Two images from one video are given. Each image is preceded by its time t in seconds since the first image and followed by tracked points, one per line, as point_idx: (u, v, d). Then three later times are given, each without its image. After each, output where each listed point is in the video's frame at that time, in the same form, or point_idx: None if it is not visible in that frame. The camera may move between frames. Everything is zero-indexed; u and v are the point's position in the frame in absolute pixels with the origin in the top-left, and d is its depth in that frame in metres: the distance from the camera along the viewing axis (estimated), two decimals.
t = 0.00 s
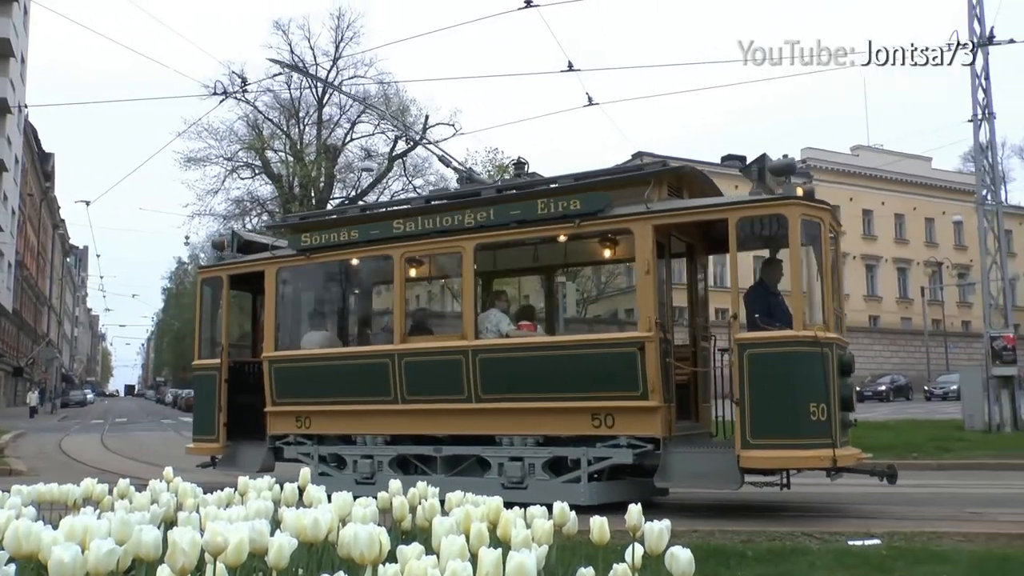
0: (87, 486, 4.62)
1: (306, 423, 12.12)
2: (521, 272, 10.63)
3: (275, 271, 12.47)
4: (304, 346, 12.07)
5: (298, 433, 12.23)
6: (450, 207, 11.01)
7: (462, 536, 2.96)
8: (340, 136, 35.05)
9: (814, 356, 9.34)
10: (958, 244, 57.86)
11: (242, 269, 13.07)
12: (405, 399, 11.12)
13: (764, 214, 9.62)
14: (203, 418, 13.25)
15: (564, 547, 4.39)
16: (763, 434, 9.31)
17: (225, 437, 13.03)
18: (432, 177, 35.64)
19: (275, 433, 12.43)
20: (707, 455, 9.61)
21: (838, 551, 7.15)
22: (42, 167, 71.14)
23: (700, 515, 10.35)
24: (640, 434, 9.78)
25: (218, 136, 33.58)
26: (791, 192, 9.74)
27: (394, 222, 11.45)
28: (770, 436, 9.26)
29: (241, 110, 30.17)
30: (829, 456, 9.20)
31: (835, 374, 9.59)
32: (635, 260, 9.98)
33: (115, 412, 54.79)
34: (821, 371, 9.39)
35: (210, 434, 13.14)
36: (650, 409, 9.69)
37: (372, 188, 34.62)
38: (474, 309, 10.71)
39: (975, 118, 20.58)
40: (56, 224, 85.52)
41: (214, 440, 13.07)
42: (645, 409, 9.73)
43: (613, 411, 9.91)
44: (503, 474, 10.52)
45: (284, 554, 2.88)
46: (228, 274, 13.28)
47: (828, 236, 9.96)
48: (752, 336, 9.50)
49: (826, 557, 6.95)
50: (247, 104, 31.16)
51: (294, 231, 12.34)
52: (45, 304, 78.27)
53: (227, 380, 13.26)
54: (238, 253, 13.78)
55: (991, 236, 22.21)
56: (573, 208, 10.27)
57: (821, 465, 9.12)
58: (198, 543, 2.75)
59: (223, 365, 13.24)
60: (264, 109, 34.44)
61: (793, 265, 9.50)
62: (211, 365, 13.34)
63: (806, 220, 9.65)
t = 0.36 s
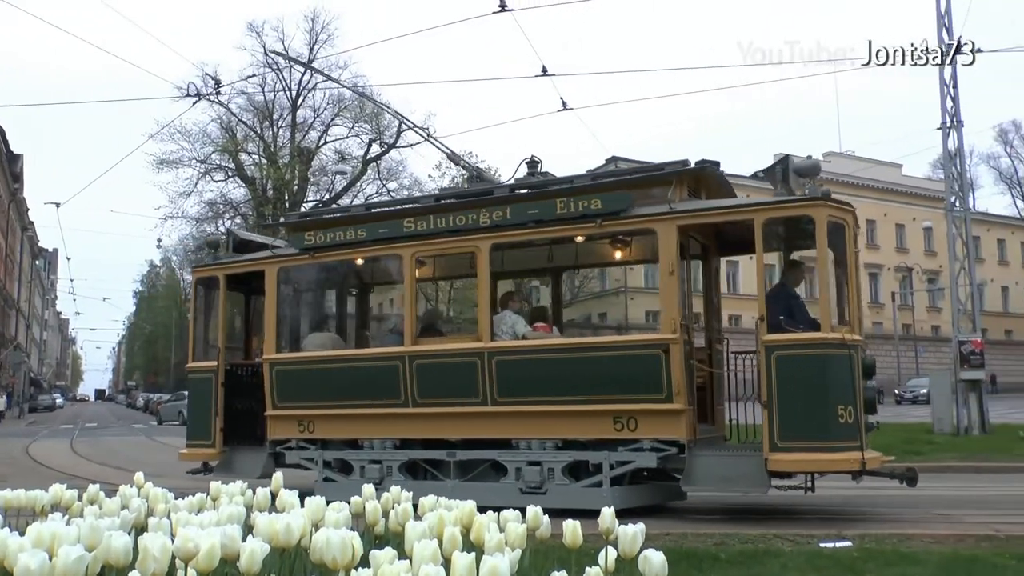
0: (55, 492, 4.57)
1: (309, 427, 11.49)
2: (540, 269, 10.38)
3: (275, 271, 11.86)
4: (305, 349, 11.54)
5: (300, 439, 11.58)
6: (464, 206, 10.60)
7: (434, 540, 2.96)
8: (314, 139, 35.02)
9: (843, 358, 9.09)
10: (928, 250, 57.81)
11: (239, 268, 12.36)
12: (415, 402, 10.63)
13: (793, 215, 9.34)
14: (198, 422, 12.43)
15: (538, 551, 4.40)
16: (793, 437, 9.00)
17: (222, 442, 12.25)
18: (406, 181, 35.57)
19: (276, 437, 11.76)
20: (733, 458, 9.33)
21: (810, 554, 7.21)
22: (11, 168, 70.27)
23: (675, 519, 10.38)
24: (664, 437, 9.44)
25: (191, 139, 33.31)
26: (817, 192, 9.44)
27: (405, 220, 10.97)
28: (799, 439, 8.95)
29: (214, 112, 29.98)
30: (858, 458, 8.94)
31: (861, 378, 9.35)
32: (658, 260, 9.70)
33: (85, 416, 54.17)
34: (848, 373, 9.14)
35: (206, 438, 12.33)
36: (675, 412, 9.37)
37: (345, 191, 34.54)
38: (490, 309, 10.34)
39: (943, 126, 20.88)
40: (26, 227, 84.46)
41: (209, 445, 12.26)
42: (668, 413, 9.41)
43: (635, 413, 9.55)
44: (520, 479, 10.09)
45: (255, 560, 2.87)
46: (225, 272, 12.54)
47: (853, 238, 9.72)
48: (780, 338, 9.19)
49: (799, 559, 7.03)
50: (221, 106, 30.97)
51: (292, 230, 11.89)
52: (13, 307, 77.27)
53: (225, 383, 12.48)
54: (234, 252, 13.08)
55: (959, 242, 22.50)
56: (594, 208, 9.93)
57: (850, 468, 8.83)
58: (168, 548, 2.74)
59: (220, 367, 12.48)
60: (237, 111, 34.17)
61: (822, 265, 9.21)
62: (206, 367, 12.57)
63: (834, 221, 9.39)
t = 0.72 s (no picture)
0: (20, 497, 4.52)
1: (318, 431, 11.06)
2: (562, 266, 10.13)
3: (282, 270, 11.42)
4: (313, 350, 11.14)
5: (308, 443, 11.17)
6: (485, 204, 10.34)
7: (406, 545, 2.96)
8: (286, 142, 34.84)
9: (875, 360, 9.02)
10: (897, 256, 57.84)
11: (242, 268, 11.85)
12: (433, 405, 10.30)
13: (826, 216, 9.23)
14: (197, 427, 11.90)
15: (511, 554, 4.41)
16: (826, 439, 8.87)
17: (223, 447, 11.73)
18: (379, 184, 35.39)
19: (282, 442, 11.30)
20: (762, 461, 9.15)
21: (780, 555, 7.29)
22: None
23: (649, 520, 10.42)
24: (694, 440, 9.24)
25: (162, 140, 33.00)
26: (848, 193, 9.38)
27: (421, 218, 10.67)
28: (835, 441, 8.82)
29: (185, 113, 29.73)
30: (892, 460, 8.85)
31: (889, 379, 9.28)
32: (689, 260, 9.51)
33: (53, 422, 53.46)
34: (879, 375, 9.06)
35: (205, 442, 11.81)
36: (707, 415, 9.16)
37: (317, 194, 34.27)
38: (513, 308, 10.09)
39: (912, 133, 21.19)
40: None
41: (209, 449, 11.76)
42: (700, 415, 9.20)
43: (664, 416, 9.33)
44: (545, 483, 9.78)
45: (226, 566, 2.85)
46: (225, 271, 12.01)
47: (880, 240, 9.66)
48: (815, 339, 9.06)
49: (769, 561, 7.09)
50: (192, 107, 30.71)
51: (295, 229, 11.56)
52: None
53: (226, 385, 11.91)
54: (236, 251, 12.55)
55: (927, 248, 22.79)
56: (622, 207, 9.72)
57: (884, 470, 8.73)
58: (137, 555, 2.73)
59: (221, 369, 11.93)
60: (209, 112, 33.88)
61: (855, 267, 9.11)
62: (207, 370, 12.02)
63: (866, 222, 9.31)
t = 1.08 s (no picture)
0: None
1: (334, 433, 10.59)
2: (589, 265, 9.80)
3: (296, 266, 10.92)
4: (329, 349, 10.70)
5: (323, 446, 10.67)
6: (514, 198, 9.98)
7: (376, 548, 2.96)
8: (257, 142, 34.56)
9: (913, 360, 8.91)
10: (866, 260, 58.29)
11: (252, 264, 11.31)
12: (457, 405, 9.92)
13: (861, 216, 9.11)
14: (201, 429, 11.28)
15: (483, 556, 4.42)
16: (866, 439, 8.73)
17: (231, 450, 11.12)
18: (351, 185, 35.21)
19: (295, 445, 10.77)
20: (799, 462, 8.94)
21: (749, 555, 7.35)
22: None
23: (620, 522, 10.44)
24: (731, 441, 9.06)
25: (131, 139, 32.65)
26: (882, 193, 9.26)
27: (445, 214, 10.28)
28: (874, 442, 8.68)
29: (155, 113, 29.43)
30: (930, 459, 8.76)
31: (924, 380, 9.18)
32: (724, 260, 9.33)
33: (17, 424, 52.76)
34: (916, 375, 8.95)
35: (210, 446, 11.18)
36: (744, 415, 8.99)
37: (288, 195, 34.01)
38: (543, 307, 9.77)
39: (881, 138, 21.45)
40: None
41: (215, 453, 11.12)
42: (737, 416, 9.01)
43: (701, 416, 9.13)
44: (577, 485, 9.50)
45: (194, 570, 2.83)
46: (234, 267, 11.47)
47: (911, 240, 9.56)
48: (852, 339, 8.93)
49: (739, 561, 7.16)
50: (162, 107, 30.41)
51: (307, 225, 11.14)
52: None
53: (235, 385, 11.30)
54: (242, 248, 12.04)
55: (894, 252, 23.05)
56: (656, 204, 9.44)
57: (927, 471, 8.58)
58: (103, 559, 2.71)
59: (229, 369, 11.33)
60: (179, 112, 33.57)
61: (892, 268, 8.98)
62: (214, 369, 11.41)
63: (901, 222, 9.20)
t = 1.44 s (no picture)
0: None
1: (347, 435, 10.00)
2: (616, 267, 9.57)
3: (305, 261, 10.33)
4: (340, 348, 10.18)
5: (334, 448, 10.06)
6: (540, 195, 9.64)
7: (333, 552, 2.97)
8: (215, 142, 34.06)
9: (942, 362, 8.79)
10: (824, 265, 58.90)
11: (254, 259, 10.64)
12: (480, 407, 9.48)
13: (893, 217, 8.96)
14: (202, 431, 10.59)
15: (440, 560, 4.43)
16: (898, 439, 8.54)
17: (234, 454, 10.46)
18: (309, 187, 34.95)
19: (304, 448, 10.18)
20: (835, 463, 8.83)
21: (707, 556, 7.42)
22: None
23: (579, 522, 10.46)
24: (762, 443, 8.85)
25: (85, 138, 32.12)
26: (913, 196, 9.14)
27: (466, 210, 9.87)
28: (907, 443, 8.50)
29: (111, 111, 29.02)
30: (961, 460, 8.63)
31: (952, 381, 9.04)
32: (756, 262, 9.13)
33: None
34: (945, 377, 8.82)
35: (212, 449, 10.52)
36: (777, 416, 8.79)
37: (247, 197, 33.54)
38: (568, 305, 9.48)
39: (836, 144, 21.81)
40: None
41: (218, 456, 10.46)
42: (769, 417, 8.81)
43: (731, 417, 8.91)
44: (605, 487, 9.16)
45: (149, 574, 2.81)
46: (236, 262, 10.80)
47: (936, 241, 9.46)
48: (881, 340, 8.77)
49: (696, 562, 7.25)
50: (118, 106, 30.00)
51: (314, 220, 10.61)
52: None
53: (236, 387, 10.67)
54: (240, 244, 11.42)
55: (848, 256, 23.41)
56: (686, 204, 9.20)
57: (957, 472, 8.42)
58: (52, 567, 2.69)
59: (232, 369, 10.69)
60: (135, 111, 33.13)
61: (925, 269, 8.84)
62: (216, 369, 10.71)
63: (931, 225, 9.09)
